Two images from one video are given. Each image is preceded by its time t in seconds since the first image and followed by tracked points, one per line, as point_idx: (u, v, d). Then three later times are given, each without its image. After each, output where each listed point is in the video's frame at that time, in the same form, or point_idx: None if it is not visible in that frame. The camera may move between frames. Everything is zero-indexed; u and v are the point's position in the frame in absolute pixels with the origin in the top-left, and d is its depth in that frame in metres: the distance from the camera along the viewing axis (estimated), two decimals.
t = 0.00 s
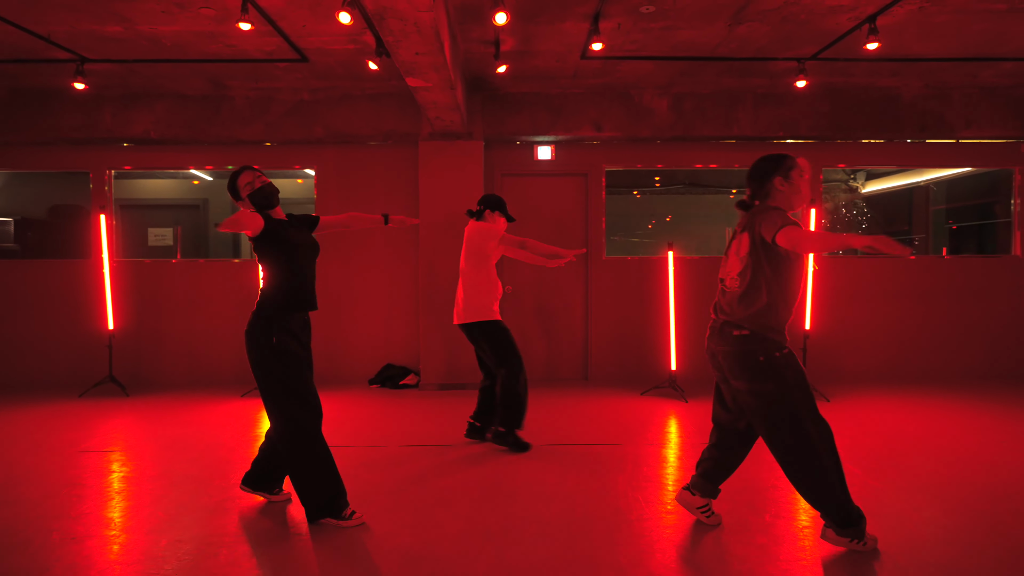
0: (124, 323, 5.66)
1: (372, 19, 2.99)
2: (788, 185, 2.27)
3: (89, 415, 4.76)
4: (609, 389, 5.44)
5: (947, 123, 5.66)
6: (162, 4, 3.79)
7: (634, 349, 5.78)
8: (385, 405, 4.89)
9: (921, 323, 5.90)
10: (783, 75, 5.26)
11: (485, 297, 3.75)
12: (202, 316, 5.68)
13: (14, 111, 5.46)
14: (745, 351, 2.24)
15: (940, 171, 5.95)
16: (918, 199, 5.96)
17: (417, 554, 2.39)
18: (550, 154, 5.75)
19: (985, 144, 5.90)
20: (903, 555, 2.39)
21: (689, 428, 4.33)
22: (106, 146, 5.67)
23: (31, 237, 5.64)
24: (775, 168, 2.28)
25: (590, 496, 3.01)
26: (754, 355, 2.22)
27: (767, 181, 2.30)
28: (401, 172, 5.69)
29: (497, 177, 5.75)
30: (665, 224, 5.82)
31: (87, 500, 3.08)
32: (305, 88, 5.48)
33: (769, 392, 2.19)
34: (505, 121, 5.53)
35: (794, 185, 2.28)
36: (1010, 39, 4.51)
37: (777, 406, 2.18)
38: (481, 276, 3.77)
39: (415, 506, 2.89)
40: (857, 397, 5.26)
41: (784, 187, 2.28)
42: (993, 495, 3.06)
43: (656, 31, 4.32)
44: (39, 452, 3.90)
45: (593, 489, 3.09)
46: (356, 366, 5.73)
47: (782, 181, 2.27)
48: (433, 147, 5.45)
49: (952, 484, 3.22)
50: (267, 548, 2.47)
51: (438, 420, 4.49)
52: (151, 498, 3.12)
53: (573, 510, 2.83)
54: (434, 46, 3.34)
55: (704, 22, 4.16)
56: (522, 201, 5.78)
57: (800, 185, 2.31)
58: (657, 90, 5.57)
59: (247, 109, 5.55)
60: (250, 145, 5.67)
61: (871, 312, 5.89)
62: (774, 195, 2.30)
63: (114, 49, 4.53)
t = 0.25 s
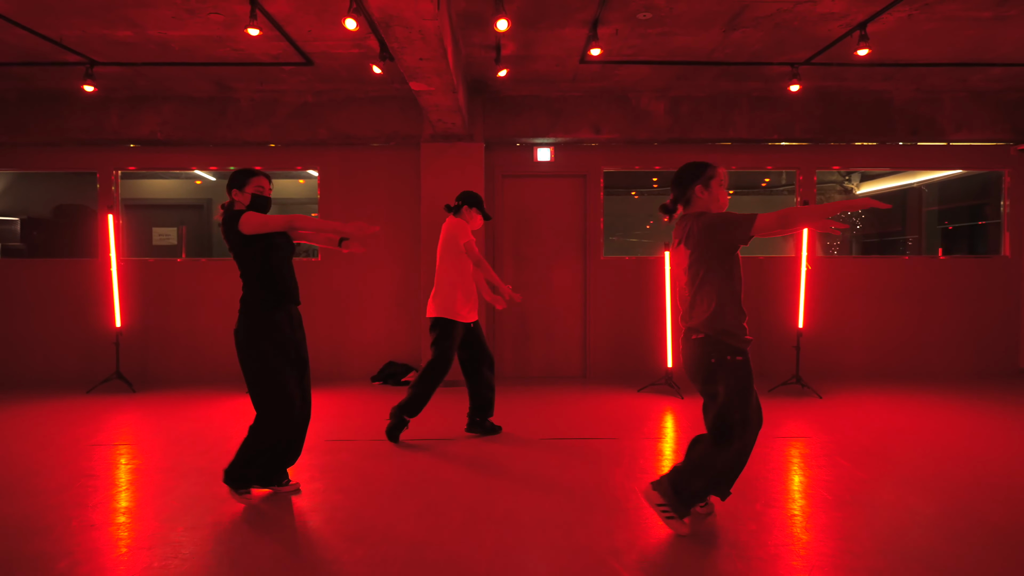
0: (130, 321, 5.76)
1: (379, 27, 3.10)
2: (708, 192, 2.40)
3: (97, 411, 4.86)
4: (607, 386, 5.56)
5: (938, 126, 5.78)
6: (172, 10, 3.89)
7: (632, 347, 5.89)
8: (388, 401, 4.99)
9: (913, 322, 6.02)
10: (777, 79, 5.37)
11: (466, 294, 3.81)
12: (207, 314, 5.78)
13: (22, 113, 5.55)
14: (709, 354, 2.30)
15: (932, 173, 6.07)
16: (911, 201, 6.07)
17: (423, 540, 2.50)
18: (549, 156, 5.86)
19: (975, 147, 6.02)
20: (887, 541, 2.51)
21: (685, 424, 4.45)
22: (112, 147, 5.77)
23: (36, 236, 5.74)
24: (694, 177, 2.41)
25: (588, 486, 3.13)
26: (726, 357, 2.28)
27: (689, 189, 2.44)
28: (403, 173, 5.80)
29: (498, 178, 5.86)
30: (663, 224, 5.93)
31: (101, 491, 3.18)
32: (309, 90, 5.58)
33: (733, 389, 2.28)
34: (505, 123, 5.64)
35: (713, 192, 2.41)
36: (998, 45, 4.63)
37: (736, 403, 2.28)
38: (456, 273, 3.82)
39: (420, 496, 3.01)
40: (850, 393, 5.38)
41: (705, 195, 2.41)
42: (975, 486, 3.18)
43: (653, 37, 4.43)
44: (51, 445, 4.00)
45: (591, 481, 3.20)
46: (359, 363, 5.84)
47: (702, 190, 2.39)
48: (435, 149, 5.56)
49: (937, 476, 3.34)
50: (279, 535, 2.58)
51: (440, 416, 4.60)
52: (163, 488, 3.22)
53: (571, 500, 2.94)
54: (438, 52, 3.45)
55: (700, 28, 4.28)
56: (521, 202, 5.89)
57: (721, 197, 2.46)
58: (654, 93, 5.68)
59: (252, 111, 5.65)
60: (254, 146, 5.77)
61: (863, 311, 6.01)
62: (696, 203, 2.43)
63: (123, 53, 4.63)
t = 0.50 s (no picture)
0: (138, 321, 5.85)
1: (388, 34, 3.20)
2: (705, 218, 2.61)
3: (108, 409, 4.95)
4: (607, 384, 5.65)
5: (932, 128, 5.89)
6: (183, 16, 3.99)
7: (632, 345, 5.99)
8: (394, 399, 5.09)
9: (907, 320, 6.13)
10: (774, 82, 5.48)
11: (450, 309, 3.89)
12: (214, 314, 5.87)
13: (31, 116, 5.64)
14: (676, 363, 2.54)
15: (927, 174, 6.16)
16: (906, 202, 6.17)
17: (434, 530, 2.60)
18: (551, 158, 5.96)
19: (969, 148, 6.13)
20: (880, 531, 2.61)
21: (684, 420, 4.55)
22: (119, 149, 5.86)
23: (43, 237, 5.83)
24: (696, 201, 2.61)
25: (590, 479, 3.22)
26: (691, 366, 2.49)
27: (687, 211, 2.64)
28: (406, 175, 5.90)
29: (500, 180, 5.95)
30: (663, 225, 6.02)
31: (117, 485, 3.27)
32: (314, 94, 5.68)
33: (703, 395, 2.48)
34: (507, 126, 5.75)
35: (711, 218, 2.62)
36: (990, 50, 4.74)
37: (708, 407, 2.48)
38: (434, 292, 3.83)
39: (429, 489, 3.10)
40: (847, 391, 5.48)
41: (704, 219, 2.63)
42: (966, 479, 3.28)
43: (653, 42, 4.54)
44: (65, 441, 4.09)
45: (593, 475, 3.30)
46: (364, 362, 5.93)
47: (700, 214, 2.62)
48: (438, 152, 5.66)
49: (929, 469, 3.44)
50: (295, 526, 2.67)
51: (445, 413, 4.69)
52: (178, 482, 3.32)
53: (575, 492, 3.04)
54: (444, 58, 3.55)
55: (699, 33, 4.38)
56: (523, 203, 5.99)
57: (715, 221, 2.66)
58: (653, 96, 5.79)
59: (258, 114, 5.75)
60: (260, 149, 5.87)
61: (859, 310, 6.12)
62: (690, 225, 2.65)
63: (133, 58, 4.72)
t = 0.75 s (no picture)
0: (148, 320, 5.88)
1: (408, 37, 3.25)
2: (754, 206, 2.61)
3: (121, 408, 4.99)
4: (616, 384, 5.69)
5: (938, 130, 5.94)
6: (200, 19, 4.02)
7: (640, 345, 6.04)
8: (405, 399, 5.12)
9: (912, 321, 6.18)
10: (783, 85, 5.52)
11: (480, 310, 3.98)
12: (225, 314, 5.91)
13: (43, 116, 5.67)
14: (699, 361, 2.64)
15: (932, 176, 6.21)
16: (910, 203, 6.22)
17: (457, 527, 2.64)
18: (560, 159, 5.99)
19: (974, 150, 6.18)
20: (895, 528, 2.65)
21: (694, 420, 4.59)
22: (130, 150, 5.89)
23: (52, 237, 5.86)
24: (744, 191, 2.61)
25: (606, 478, 3.26)
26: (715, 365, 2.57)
27: (737, 200, 2.64)
28: (416, 176, 5.93)
29: (509, 181, 5.99)
30: (664, 225, 6.06)
31: (136, 483, 3.30)
32: (325, 95, 5.71)
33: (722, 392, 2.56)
34: (516, 127, 5.79)
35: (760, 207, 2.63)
36: (997, 53, 4.79)
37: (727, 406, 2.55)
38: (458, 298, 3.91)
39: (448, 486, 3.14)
40: (853, 391, 5.53)
41: (751, 209, 2.64)
42: (976, 477, 3.33)
43: (664, 45, 4.58)
44: (81, 440, 4.12)
45: (609, 473, 3.34)
46: (373, 361, 5.97)
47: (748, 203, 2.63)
48: (449, 153, 5.70)
49: (939, 467, 3.49)
50: (318, 524, 2.71)
51: (457, 413, 4.73)
52: (198, 480, 3.35)
53: (592, 490, 3.08)
54: (461, 61, 3.60)
55: (710, 36, 4.42)
56: (532, 204, 6.03)
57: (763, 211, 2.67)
58: (662, 98, 5.83)
59: (269, 115, 5.78)
60: (271, 150, 5.90)
61: (865, 310, 6.16)
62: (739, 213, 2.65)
63: (147, 59, 4.75)
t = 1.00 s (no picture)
0: (156, 320, 5.87)
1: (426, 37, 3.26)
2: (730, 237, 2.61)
3: (131, 408, 4.97)
4: (625, 384, 5.69)
5: (946, 131, 5.95)
6: (214, 18, 4.01)
7: (649, 345, 6.04)
8: (415, 399, 5.11)
9: (920, 321, 6.18)
10: (793, 85, 5.53)
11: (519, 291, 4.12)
12: (233, 314, 5.89)
13: (52, 115, 5.66)
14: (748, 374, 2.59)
15: (939, 176, 6.20)
16: (917, 203, 6.23)
17: (479, 528, 2.64)
18: (569, 159, 5.99)
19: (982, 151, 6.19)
20: (917, 528, 2.65)
21: (705, 420, 4.58)
22: (139, 149, 5.88)
23: (59, 237, 5.85)
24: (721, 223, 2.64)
25: (623, 478, 3.26)
26: (766, 374, 2.52)
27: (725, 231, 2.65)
28: (425, 176, 5.93)
29: (519, 181, 5.98)
30: (667, 225, 6.07)
31: (149, 484, 3.29)
32: (335, 95, 5.71)
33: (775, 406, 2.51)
34: (525, 127, 5.81)
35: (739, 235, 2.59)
36: (1009, 54, 4.79)
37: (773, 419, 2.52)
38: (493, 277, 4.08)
39: (466, 487, 3.14)
40: (863, 391, 5.53)
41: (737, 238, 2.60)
42: (993, 477, 3.33)
43: (677, 45, 4.58)
44: (92, 440, 4.11)
45: (626, 473, 3.34)
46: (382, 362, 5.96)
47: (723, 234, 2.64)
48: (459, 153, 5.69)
49: (955, 467, 3.49)
50: (337, 525, 2.69)
51: (469, 413, 4.72)
52: (213, 482, 3.34)
53: (610, 491, 3.08)
54: (478, 61, 3.60)
55: (723, 36, 4.42)
56: (541, 204, 6.03)
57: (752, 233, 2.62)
58: (671, 98, 5.83)
59: (279, 114, 5.78)
60: (280, 149, 5.89)
61: (874, 311, 6.17)
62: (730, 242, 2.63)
63: (159, 58, 4.75)
